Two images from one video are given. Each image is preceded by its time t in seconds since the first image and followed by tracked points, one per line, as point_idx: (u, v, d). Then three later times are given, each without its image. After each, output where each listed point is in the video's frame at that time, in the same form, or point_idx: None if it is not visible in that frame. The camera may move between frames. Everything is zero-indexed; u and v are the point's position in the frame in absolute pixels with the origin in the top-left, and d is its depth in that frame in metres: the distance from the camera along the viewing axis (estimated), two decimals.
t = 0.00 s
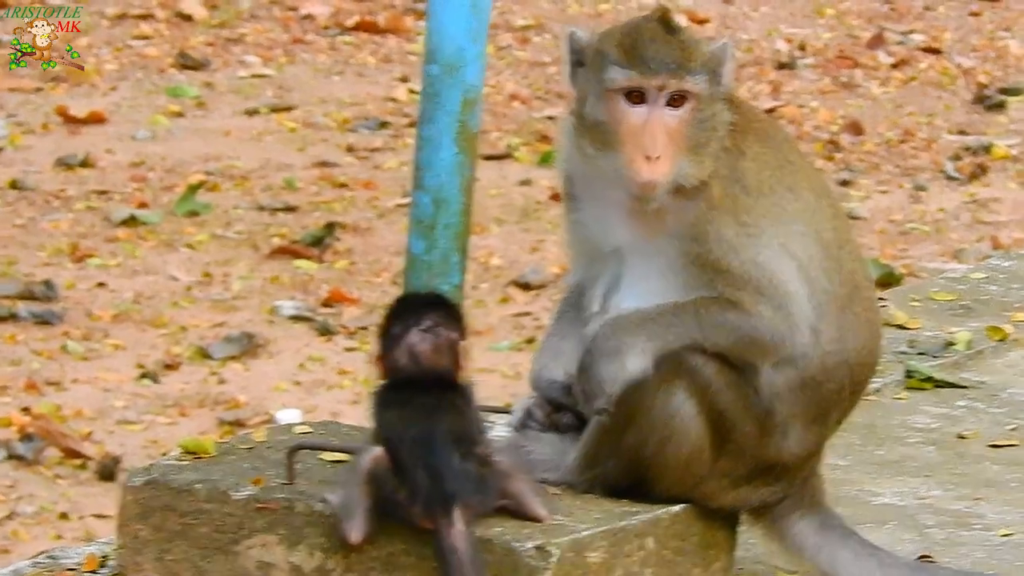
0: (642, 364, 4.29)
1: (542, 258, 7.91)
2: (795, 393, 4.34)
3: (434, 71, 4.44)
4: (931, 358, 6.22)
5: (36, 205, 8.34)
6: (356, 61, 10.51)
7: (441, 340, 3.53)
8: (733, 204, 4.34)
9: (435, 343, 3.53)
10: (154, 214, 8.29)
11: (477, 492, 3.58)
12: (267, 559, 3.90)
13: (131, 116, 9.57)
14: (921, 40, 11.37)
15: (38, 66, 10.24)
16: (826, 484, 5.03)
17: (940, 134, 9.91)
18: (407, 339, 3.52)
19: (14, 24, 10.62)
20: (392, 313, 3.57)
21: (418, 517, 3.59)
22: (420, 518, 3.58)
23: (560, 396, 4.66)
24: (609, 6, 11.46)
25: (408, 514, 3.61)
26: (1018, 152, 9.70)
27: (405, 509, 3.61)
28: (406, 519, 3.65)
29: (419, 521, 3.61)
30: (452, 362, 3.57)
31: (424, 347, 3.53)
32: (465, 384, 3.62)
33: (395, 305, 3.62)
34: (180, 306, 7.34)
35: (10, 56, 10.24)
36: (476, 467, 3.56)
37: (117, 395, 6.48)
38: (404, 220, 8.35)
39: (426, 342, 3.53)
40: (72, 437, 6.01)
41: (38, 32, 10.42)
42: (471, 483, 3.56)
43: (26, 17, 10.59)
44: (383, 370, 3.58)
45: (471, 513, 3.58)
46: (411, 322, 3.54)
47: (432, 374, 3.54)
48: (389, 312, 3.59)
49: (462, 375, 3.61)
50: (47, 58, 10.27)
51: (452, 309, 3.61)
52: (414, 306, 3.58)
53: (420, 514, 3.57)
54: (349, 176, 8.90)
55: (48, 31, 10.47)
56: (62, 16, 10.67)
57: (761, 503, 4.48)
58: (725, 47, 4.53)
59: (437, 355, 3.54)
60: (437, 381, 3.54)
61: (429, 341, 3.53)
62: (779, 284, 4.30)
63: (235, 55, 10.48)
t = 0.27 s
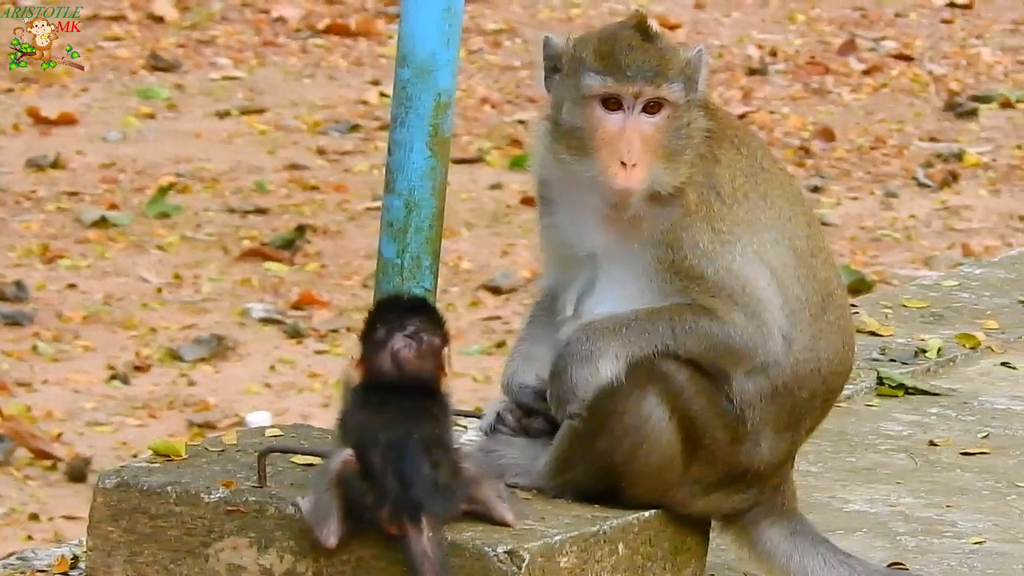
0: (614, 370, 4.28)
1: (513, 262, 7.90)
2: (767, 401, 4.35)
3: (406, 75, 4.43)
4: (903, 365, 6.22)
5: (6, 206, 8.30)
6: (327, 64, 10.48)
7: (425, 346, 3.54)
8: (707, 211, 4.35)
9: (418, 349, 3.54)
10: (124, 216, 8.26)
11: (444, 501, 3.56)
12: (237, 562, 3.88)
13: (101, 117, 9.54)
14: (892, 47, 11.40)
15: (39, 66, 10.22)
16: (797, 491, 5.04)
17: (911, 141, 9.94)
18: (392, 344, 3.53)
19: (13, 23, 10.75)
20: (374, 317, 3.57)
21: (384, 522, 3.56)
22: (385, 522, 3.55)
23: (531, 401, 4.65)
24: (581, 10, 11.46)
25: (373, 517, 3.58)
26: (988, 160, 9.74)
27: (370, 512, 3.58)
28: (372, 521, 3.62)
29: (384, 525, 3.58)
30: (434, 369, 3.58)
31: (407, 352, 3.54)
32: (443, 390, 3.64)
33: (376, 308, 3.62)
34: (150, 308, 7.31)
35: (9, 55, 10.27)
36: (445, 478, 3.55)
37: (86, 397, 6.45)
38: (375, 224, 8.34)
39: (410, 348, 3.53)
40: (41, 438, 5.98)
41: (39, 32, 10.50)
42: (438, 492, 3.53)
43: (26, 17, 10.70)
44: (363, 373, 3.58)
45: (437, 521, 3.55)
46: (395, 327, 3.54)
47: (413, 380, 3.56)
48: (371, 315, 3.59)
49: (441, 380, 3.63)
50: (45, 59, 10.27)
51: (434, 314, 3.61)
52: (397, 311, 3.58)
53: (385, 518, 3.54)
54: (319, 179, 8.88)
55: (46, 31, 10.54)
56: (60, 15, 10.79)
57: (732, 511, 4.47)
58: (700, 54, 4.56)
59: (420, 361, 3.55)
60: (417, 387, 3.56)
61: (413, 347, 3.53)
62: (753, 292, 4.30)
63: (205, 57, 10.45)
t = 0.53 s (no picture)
0: (600, 374, 4.24)
1: (500, 267, 7.90)
2: (753, 406, 4.35)
3: (392, 79, 4.42)
4: (888, 369, 6.23)
5: None
6: (313, 68, 10.48)
7: (410, 356, 3.62)
8: (695, 215, 4.34)
9: (404, 359, 3.62)
10: (111, 221, 8.25)
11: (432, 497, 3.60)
12: (222, 567, 3.87)
13: (88, 122, 9.52)
14: (879, 51, 11.42)
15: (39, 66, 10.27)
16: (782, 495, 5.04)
17: (898, 146, 9.96)
18: (379, 352, 3.61)
19: (14, 24, 10.79)
20: (363, 324, 3.65)
21: (371, 519, 3.58)
22: (373, 519, 3.57)
23: (517, 406, 4.65)
24: (567, 14, 11.46)
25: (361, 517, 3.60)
26: (974, 165, 9.76)
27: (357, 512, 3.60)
28: (359, 520, 3.63)
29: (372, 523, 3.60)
30: (421, 379, 3.65)
31: (393, 361, 3.62)
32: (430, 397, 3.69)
33: (365, 315, 3.70)
34: (136, 313, 7.30)
35: (9, 56, 10.29)
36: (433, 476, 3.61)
37: (73, 401, 6.44)
38: (362, 228, 8.33)
39: (396, 357, 3.61)
40: (27, 442, 5.97)
41: (38, 32, 10.61)
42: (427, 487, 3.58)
43: (26, 17, 10.77)
44: (350, 381, 3.66)
45: (426, 515, 3.56)
46: (382, 334, 3.62)
47: (397, 389, 3.62)
48: (360, 321, 3.67)
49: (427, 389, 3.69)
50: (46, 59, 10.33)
51: (422, 320, 3.68)
52: (386, 317, 3.65)
53: (373, 513, 3.57)
54: (306, 184, 8.87)
55: (47, 31, 10.66)
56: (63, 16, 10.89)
57: (717, 515, 4.47)
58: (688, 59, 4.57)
59: (405, 371, 3.63)
60: (401, 394, 3.62)
61: (399, 357, 3.61)
62: (739, 297, 4.30)
63: (192, 61, 10.44)
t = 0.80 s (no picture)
0: (591, 378, 4.23)
1: (490, 269, 7.90)
2: (744, 409, 4.35)
3: (383, 82, 4.42)
4: (878, 372, 6.23)
5: None
6: (304, 70, 10.47)
7: (403, 330, 3.63)
8: (686, 218, 4.34)
9: (396, 331, 3.63)
10: (102, 222, 8.24)
11: (435, 482, 3.56)
12: (212, 569, 3.86)
13: (79, 123, 9.52)
14: (870, 54, 11.42)
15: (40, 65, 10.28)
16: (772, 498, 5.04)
17: (889, 148, 9.96)
18: (371, 326, 3.63)
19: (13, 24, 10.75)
20: (355, 310, 3.68)
21: (375, 509, 3.54)
22: (377, 508, 3.53)
23: (507, 408, 4.67)
24: (558, 16, 11.46)
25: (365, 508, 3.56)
26: (966, 167, 9.76)
27: (359, 503, 3.56)
28: (359, 510, 3.58)
29: (376, 513, 3.56)
30: (412, 357, 3.65)
31: (386, 335, 3.63)
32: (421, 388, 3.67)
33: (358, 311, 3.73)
34: (127, 314, 7.29)
35: (9, 56, 10.24)
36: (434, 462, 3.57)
37: (64, 403, 6.43)
38: (352, 230, 8.33)
39: (389, 331, 3.63)
40: (18, 444, 5.97)
41: (39, 32, 10.58)
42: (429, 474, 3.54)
43: (26, 16, 10.74)
44: (342, 362, 3.65)
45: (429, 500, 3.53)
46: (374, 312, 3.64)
47: (390, 361, 3.62)
48: (353, 311, 3.70)
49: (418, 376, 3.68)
50: (46, 59, 10.33)
51: (415, 314, 3.71)
52: (379, 307, 3.69)
53: (377, 502, 3.53)
54: (297, 186, 8.87)
55: (47, 31, 10.64)
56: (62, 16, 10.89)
57: (707, 518, 4.48)
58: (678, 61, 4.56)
59: (398, 344, 3.62)
60: (394, 371, 3.62)
61: (392, 330, 3.63)
62: (730, 299, 4.30)
63: (183, 63, 10.43)
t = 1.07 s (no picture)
0: (587, 379, 4.23)
1: (486, 270, 7.90)
2: (740, 410, 4.35)
3: (379, 83, 4.42)
4: (875, 374, 6.23)
5: None
6: (300, 71, 10.47)
7: (400, 326, 3.59)
8: (683, 219, 4.34)
9: (393, 327, 3.58)
10: (98, 223, 8.23)
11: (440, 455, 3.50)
12: (208, 570, 3.86)
13: (76, 123, 9.51)
14: (866, 55, 11.42)
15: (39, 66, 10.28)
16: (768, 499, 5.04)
17: (885, 149, 9.97)
18: (368, 322, 3.58)
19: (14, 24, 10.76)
20: (349, 306, 3.63)
21: (381, 485, 3.46)
22: (384, 481, 3.45)
23: (503, 409, 4.66)
24: (554, 17, 11.46)
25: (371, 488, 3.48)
26: (962, 169, 9.77)
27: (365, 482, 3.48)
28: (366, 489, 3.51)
29: (383, 490, 3.47)
30: (408, 352, 3.60)
31: (383, 332, 3.58)
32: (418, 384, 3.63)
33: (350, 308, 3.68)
34: (123, 315, 7.29)
35: (10, 55, 10.26)
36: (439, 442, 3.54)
37: (60, 403, 6.43)
38: (348, 231, 8.33)
39: (386, 326, 3.58)
40: (14, 444, 5.97)
41: (38, 32, 10.57)
42: (434, 446, 3.49)
43: (26, 17, 10.72)
44: (338, 360, 3.59)
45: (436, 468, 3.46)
46: (370, 308, 3.60)
47: (388, 358, 3.56)
48: (346, 307, 3.64)
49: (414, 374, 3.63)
50: (46, 59, 10.34)
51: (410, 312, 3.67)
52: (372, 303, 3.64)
53: (383, 474, 3.45)
54: (293, 187, 8.86)
55: (47, 31, 10.62)
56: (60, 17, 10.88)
57: (704, 519, 4.48)
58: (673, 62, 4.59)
59: (396, 340, 3.58)
60: (392, 367, 3.56)
61: (389, 325, 3.58)
62: (726, 300, 4.30)
63: (179, 64, 10.43)
